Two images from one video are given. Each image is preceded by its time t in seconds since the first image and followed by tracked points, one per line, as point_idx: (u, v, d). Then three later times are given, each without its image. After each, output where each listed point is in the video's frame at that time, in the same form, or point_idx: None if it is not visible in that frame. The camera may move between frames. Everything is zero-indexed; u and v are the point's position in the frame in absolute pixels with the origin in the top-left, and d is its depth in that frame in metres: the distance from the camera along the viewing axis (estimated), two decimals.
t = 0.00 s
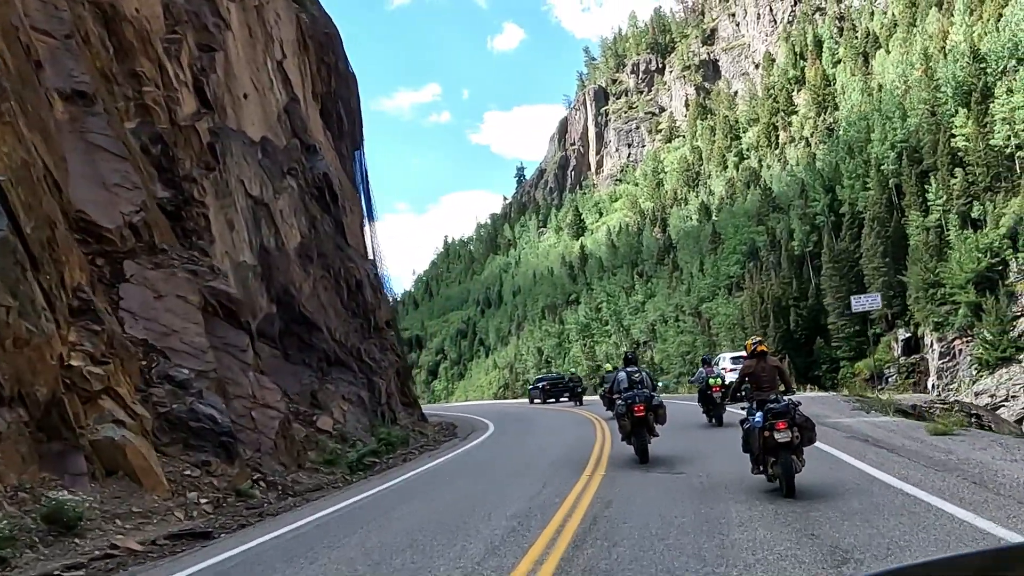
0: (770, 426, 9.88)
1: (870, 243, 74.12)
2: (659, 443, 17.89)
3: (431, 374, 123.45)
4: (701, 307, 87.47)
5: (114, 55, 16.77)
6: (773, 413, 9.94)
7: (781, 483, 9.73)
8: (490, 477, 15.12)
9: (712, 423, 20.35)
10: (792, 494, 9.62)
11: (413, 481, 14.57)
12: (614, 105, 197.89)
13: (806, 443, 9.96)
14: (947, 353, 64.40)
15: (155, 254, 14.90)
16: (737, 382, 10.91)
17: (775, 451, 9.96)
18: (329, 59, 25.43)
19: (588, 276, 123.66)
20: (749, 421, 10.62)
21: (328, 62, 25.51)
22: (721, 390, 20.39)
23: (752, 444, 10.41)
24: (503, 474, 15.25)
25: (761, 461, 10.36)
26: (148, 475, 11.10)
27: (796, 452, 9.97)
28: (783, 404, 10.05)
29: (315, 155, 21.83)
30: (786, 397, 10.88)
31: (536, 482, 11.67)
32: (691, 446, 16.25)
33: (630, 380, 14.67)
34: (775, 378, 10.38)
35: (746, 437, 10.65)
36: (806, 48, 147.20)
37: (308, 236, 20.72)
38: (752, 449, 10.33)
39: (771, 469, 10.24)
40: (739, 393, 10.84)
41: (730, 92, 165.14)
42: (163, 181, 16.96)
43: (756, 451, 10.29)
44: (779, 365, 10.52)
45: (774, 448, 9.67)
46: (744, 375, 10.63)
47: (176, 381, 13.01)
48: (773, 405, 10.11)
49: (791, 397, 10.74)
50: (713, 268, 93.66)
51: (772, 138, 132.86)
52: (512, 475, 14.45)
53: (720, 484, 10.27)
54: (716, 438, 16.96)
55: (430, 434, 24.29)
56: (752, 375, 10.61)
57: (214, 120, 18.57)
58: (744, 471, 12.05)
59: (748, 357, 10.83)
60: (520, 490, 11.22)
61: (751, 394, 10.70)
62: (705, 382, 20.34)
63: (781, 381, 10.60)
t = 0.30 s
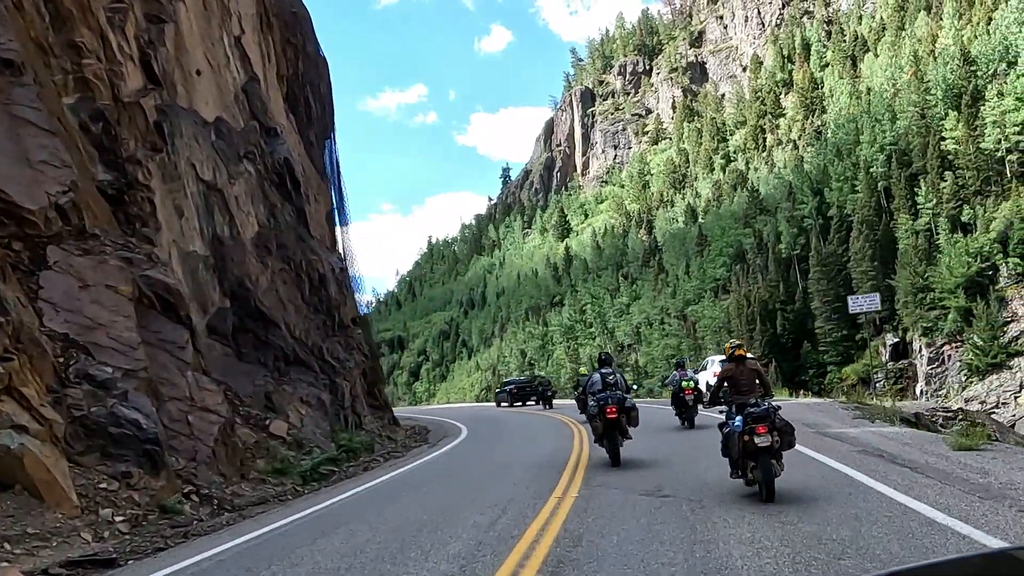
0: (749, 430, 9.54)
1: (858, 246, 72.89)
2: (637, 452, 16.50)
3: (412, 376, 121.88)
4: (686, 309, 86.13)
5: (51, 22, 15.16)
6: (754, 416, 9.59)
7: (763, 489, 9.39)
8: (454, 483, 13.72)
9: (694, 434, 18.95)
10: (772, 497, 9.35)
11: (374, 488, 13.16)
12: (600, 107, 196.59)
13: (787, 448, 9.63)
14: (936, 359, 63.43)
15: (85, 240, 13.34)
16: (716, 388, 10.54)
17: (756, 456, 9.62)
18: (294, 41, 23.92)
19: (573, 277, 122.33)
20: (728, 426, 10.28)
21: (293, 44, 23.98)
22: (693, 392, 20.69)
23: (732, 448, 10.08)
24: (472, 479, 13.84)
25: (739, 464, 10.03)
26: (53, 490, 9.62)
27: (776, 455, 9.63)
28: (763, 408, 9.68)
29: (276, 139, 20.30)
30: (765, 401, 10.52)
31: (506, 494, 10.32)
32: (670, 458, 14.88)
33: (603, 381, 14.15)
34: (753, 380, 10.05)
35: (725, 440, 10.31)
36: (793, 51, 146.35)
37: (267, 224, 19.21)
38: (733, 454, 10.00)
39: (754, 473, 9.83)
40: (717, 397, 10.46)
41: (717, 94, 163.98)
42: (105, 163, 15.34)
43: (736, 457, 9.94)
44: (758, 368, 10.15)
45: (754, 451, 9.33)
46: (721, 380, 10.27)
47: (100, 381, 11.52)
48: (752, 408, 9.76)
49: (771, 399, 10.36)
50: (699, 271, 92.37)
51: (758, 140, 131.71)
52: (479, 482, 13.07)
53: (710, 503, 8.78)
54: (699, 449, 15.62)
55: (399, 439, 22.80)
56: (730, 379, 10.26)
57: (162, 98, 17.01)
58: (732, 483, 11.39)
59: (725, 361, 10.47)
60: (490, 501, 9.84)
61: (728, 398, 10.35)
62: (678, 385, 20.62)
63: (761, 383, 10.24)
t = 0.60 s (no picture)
0: (726, 432, 9.55)
1: (849, 249, 71.59)
2: (616, 458, 15.19)
3: (396, 377, 120.35)
4: (674, 311, 84.88)
5: None
6: (732, 418, 9.60)
7: (738, 491, 9.41)
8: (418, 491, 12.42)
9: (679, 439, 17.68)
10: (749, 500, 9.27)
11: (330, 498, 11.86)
12: (589, 108, 195.28)
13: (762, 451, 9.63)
14: (927, 365, 62.40)
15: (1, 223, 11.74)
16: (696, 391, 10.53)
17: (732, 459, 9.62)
18: (260, 19, 22.49)
19: (560, 279, 121.04)
20: (705, 428, 10.30)
21: (259, 22, 22.54)
22: (667, 395, 20.59)
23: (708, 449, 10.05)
24: (437, 488, 12.54)
25: (715, 465, 9.96)
26: None
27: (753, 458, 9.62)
28: (739, 410, 9.64)
29: (236, 119, 18.82)
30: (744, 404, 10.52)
31: (467, 513, 9.06)
32: (653, 467, 13.57)
33: (577, 383, 14.11)
34: (731, 384, 10.05)
35: (702, 442, 10.33)
36: (784, 53, 145.45)
37: (223, 212, 17.74)
38: (708, 455, 10.02)
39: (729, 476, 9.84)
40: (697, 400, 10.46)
41: (707, 96, 162.70)
42: (44, 141, 13.67)
43: (712, 458, 9.95)
44: (737, 372, 10.15)
45: (731, 453, 9.31)
46: (700, 382, 10.24)
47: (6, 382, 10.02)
48: (731, 410, 9.76)
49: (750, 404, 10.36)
50: (688, 273, 91.18)
51: (748, 143, 130.57)
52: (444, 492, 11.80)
53: (712, 536, 7.32)
54: (682, 457, 14.35)
55: (367, 445, 21.40)
56: (708, 382, 10.27)
57: (107, 71, 15.44)
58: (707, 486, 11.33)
59: (705, 363, 10.50)
60: (448, 522, 8.58)
61: (706, 400, 10.35)
62: (651, 388, 20.60)
63: (739, 387, 10.26)
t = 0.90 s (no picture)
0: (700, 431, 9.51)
1: (841, 252, 70.43)
2: (597, 468, 13.81)
3: (381, 378, 118.55)
4: (663, 314, 83.68)
5: None
6: (706, 418, 9.56)
7: (709, 490, 9.27)
8: (378, 499, 11.10)
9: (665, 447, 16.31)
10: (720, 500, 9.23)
11: (279, 510, 10.53)
12: (579, 109, 194.20)
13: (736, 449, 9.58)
14: (920, 370, 61.41)
15: None
16: (670, 391, 10.46)
17: (705, 457, 9.53)
18: None
19: (548, 280, 119.82)
20: (679, 427, 10.20)
21: None
22: (643, 398, 19.67)
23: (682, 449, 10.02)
24: (399, 497, 11.21)
25: (687, 465, 9.94)
26: None
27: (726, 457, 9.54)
28: (714, 410, 9.66)
29: (192, 98, 17.38)
30: (718, 404, 10.45)
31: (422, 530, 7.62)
32: (637, 477, 12.20)
33: (555, 386, 14.19)
34: (707, 383, 9.97)
35: (676, 441, 10.22)
36: (775, 56, 144.58)
37: (178, 197, 16.35)
38: (682, 453, 9.90)
39: (701, 475, 9.73)
40: (671, 397, 10.37)
41: (697, 98, 161.66)
42: None
43: (686, 457, 9.83)
44: (714, 373, 10.10)
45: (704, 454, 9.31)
46: (677, 382, 10.20)
47: None
48: (705, 410, 9.70)
49: (724, 405, 10.29)
50: (677, 275, 89.86)
51: (740, 145, 129.35)
52: (405, 503, 10.49)
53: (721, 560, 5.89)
54: (668, 468, 13.02)
55: (334, 450, 19.97)
56: (684, 381, 10.21)
57: (48, 41, 13.84)
58: (680, 484, 11.19)
59: (681, 362, 10.42)
60: (396, 542, 7.15)
61: (682, 399, 10.26)
62: (626, 392, 19.71)
63: (714, 388, 10.21)
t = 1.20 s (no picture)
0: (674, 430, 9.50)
1: (835, 253, 69.34)
2: (578, 473, 12.50)
3: (367, 378, 116.83)
4: (653, 315, 82.50)
5: None
6: (680, 416, 9.56)
7: (682, 486, 9.28)
8: (335, 507, 9.78)
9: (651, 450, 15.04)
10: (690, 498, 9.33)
11: (221, 522, 9.17)
12: (570, 108, 193.01)
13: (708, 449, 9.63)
14: (914, 374, 60.45)
15: None
16: (647, 389, 10.36)
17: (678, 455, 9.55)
18: None
19: (537, 281, 118.62)
20: (656, 426, 10.12)
21: None
22: (618, 400, 18.99)
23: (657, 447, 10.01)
24: (363, 502, 9.89)
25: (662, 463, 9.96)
26: None
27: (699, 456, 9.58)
28: (686, 409, 9.65)
29: (147, 72, 15.98)
30: (692, 404, 10.37)
31: (359, 556, 6.32)
32: (615, 481, 10.82)
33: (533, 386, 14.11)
34: (682, 384, 9.86)
35: (651, 440, 10.17)
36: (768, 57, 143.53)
37: (128, 180, 14.96)
38: (656, 451, 9.94)
39: (675, 472, 9.74)
40: (647, 399, 10.29)
41: (689, 99, 160.52)
42: None
43: (660, 455, 9.82)
44: (688, 372, 10.03)
45: (677, 453, 9.34)
46: (653, 382, 10.13)
47: None
48: (677, 409, 9.68)
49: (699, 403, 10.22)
50: (668, 276, 88.52)
51: (731, 145, 128.19)
52: (369, 512, 9.18)
53: None
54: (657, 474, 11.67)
55: (300, 453, 18.66)
56: (660, 381, 10.10)
57: None
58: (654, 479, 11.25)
59: (657, 364, 10.30)
60: None
61: (656, 399, 10.21)
62: (601, 393, 18.85)
63: (689, 389, 10.11)
